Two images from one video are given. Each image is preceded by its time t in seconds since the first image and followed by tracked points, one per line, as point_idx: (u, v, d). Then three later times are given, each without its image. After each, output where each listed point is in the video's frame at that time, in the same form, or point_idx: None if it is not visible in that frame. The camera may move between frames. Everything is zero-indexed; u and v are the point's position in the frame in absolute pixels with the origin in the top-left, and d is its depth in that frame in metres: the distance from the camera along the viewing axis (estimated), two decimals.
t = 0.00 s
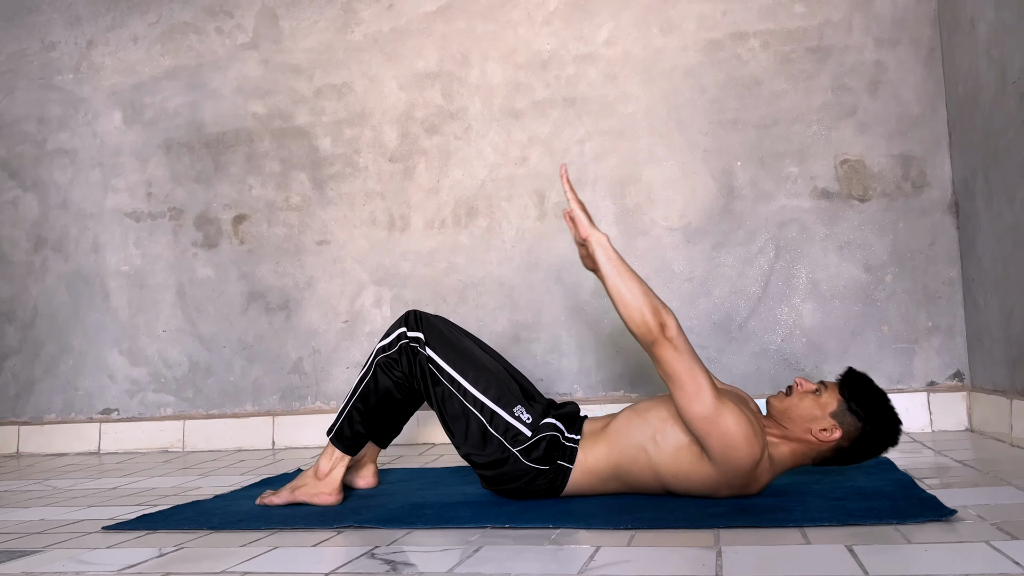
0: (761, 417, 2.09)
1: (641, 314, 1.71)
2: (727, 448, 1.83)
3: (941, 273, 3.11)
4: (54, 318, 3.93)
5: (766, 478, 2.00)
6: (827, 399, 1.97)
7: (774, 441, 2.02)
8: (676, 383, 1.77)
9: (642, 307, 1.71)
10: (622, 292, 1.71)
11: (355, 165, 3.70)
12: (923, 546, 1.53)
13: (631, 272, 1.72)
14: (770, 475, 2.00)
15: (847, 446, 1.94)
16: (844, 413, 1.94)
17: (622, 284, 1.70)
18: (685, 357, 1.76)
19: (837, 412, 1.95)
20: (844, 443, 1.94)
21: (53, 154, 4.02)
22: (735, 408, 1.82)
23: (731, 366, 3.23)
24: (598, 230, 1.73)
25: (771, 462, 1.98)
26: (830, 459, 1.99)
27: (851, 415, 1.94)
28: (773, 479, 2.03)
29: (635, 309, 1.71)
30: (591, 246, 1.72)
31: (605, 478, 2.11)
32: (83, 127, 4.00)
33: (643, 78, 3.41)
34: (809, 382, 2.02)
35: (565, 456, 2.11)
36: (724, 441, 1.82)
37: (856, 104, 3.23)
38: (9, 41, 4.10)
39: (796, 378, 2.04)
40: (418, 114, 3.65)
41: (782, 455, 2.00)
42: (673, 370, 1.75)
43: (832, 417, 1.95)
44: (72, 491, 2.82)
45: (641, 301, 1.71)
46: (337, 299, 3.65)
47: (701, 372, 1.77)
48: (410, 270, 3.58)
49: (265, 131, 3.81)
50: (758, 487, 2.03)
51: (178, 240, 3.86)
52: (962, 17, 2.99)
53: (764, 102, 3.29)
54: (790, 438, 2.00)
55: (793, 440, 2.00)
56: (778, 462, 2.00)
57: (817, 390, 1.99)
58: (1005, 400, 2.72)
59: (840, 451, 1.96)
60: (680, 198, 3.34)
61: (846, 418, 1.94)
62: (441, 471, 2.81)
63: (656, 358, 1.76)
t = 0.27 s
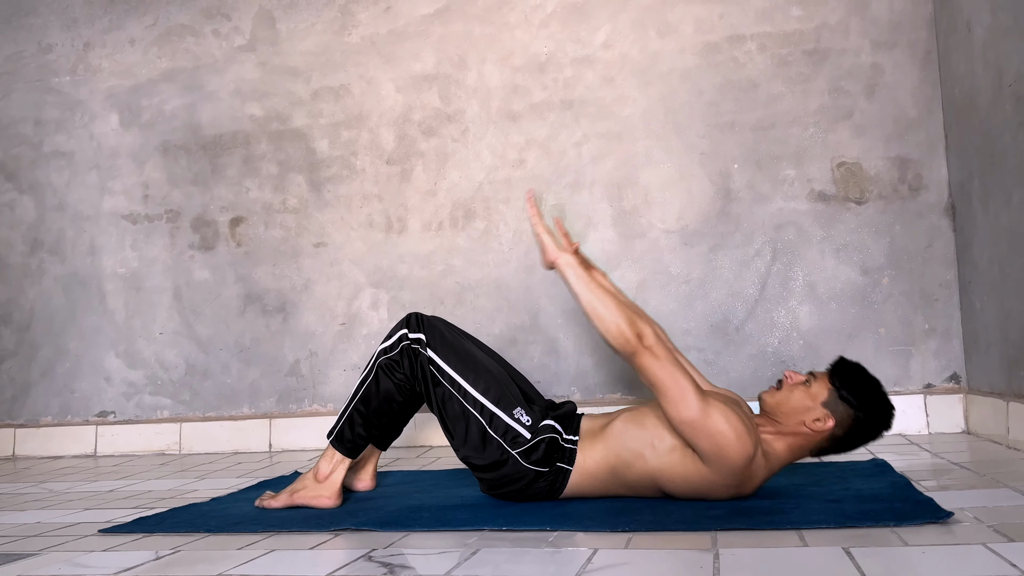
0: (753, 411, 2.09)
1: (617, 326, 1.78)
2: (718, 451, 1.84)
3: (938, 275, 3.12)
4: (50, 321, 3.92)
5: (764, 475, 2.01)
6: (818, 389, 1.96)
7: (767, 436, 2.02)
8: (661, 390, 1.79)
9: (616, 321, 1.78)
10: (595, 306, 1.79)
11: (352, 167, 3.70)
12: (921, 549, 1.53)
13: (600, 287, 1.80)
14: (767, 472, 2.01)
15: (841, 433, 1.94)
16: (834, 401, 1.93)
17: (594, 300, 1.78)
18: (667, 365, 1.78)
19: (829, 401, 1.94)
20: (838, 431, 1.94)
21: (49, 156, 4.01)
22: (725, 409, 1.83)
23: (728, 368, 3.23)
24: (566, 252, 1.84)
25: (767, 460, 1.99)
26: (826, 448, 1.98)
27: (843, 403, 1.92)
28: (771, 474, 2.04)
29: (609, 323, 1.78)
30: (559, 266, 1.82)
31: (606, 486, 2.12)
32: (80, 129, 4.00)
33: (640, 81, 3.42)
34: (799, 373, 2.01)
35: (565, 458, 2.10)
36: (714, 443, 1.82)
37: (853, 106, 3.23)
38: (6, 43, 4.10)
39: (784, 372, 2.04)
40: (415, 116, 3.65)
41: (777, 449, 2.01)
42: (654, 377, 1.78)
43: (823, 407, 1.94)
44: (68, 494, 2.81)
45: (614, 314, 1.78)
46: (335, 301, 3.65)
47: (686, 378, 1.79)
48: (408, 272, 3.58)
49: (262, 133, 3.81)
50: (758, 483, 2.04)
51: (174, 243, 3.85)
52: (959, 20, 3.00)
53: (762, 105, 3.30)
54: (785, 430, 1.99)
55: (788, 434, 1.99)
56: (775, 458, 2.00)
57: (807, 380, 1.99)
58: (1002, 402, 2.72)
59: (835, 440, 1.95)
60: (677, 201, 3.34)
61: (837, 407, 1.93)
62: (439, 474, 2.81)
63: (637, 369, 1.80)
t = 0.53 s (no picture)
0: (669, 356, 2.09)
1: (513, 328, 1.89)
2: (654, 394, 1.86)
3: (934, 277, 3.12)
4: (46, 322, 3.91)
5: (716, 395, 1.97)
6: (683, 294, 2.01)
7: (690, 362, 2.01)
8: (579, 366, 1.84)
9: (510, 323, 1.89)
10: (486, 317, 1.91)
11: (349, 168, 3.69)
12: (917, 550, 1.53)
13: (483, 301, 1.94)
14: (717, 391, 1.97)
15: (728, 313, 1.98)
16: (706, 294, 1.98)
17: (482, 315, 1.92)
18: (571, 342, 1.86)
19: (696, 296, 2.00)
20: (723, 314, 1.98)
21: (46, 158, 4.00)
22: (638, 354, 1.87)
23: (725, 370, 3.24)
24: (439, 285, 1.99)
25: (708, 379, 1.96)
26: (732, 333, 2.02)
27: (707, 289, 1.99)
28: (724, 395, 2.01)
29: (506, 327, 1.89)
30: (437, 301, 1.97)
31: (603, 481, 2.13)
32: (76, 131, 3.99)
33: (637, 82, 3.42)
34: (662, 296, 2.05)
35: (559, 458, 2.11)
36: (646, 392, 1.85)
37: (850, 108, 3.24)
38: (2, 44, 4.09)
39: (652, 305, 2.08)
40: (412, 118, 3.65)
41: (709, 365, 1.98)
42: (566, 355, 1.85)
43: (697, 303, 1.98)
44: (64, 496, 2.80)
45: (505, 318, 1.90)
46: (331, 302, 3.64)
47: (594, 343, 1.85)
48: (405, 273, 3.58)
49: (259, 134, 3.80)
50: (721, 410, 2.00)
51: (171, 244, 3.85)
52: (955, 23, 3.00)
53: (758, 107, 3.31)
54: (698, 347, 1.98)
55: (703, 347, 1.98)
56: (713, 374, 1.98)
57: (670, 296, 2.03)
58: (998, 404, 2.73)
59: (727, 322, 1.99)
60: (674, 202, 3.34)
61: (708, 296, 1.98)
62: (436, 475, 2.81)
63: (551, 357, 1.88)
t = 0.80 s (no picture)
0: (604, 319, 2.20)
1: (448, 320, 1.98)
2: (598, 348, 1.91)
3: (931, 278, 3.13)
4: (43, 323, 3.90)
5: (655, 332, 2.04)
6: (588, 259, 2.13)
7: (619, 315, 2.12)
8: (518, 342, 1.91)
9: (443, 317, 1.99)
10: (419, 317, 2.01)
11: (346, 169, 3.69)
12: (914, 551, 1.53)
13: (412, 303, 2.04)
14: (655, 330, 2.05)
15: (635, 261, 2.12)
16: (607, 250, 2.11)
17: (415, 316, 2.02)
18: (504, 320, 1.94)
19: (600, 257, 2.12)
20: (632, 261, 2.12)
21: (42, 158, 4.00)
22: (569, 318, 1.94)
23: (723, 370, 3.24)
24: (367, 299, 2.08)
25: (643, 321, 2.05)
26: (645, 275, 2.15)
27: (608, 246, 2.11)
28: (662, 332, 2.09)
29: (440, 322, 1.99)
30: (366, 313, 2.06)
31: (593, 461, 2.12)
32: (73, 131, 3.98)
33: (635, 83, 3.42)
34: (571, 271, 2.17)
35: (545, 454, 2.11)
36: (588, 349, 1.90)
37: (847, 110, 3.24)
38: None
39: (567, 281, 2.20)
40: (410, 118, 3.65)
41: (638, 311, 2.09)
42: (503, 334, 1.92)
43: (603, 262, 2.11)
44: (60, 498, 2.79)
45: (435, 314, 2.00)
46: (329, 303, 3.64)
47: (527, 317, 1.93)
48: (402, 274, 3.58)
49: (256, 135, 3.80)
50: (666, 347, 2.06)
51: (168, 245, 3.84)
52: (952, 24, 3.01)
53: (756, 108, 3.31)
54: (621, 300, 2.10)
55: (626, 299, 2.10)
56: (646, 317, 2.07)
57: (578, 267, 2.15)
58: (995, 404, 2.73)
59: (637, 268, 2.13)
60: (671, 203, 3.35)
61: (611, 252, 2.11)
62: (433, 476, 2.81)
63: (490, 340, 1.95)
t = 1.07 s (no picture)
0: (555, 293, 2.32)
1: (393, 339, 2.01)
2: (544, 327, 2.00)
3: (928, 278, 3.13)
4: (40, 323, 3.89)
5: (597, 299, 2.16)
6: (541, 225, 2.29)
7: (567, 283, 2.26)
8: (468, 340, 2.00)
9: (387, 338, 2.02)
10: (365, 343, 2.01)
11: (344, 169, 3.69)
12: (911, 551, 1.53)
13: (355, 331, 2.03)
14: (595, 297, 2.16)
15: (585, 227, 2.26)
16: (558, 217, 2.26)
17: (360, 343, 2.01)
18: (447, 324, 2.01)
19: (553, 222, 2.27)
20: (582, 228, 2.25)
21: (39, 159, 3.99)
22: (510, 307, 2.03)
23: (720, 370, 3.24)
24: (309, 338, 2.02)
25: (582, 292, 2.17)
26: (595, 239, 2.28)
27: (561, 212, 2.27)
28: (604, 298, 2.20)
29: (386, 343, 2.01)
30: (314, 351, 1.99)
31: (573, 441, 2.15)
32: (70, 131, 3.97)
33: (632, 84, 3.42)
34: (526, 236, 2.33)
35: (530, 447, 2.11)
36: (534, 330, 1.99)
37: (844, 110, 3.25)
38: None
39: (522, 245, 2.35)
40: (407, 118, 3.65)
41: (580, 279, 2.24)
42: (453, 336, 2.00)
43: (554, 228, 2.26)
44: (56, 498, 2.78)
45: (379, 335, 2.02)
46: (326, 304, 3.64)
47: (469, 317, 2.01)
48: (400, 274, 3.58)
49: (254, 135, 3.80)
50: (610, 311, 2.17)
51: (165, 245, 3.83)
52: (949, 24, 3.01)
53: (753, 109, 3.31)
54: (568, 266, 2.25)
55: (573, 266, 2.25)
56: (585, 285, 2.21)
57: (533, 231, 2.31)
58: (992, 405, 2.74)
59: (586, 234, 2.26)
60: (668, 204, 3.35)
61: (563, 217, 2.26)
62: (430, 476, 2.80)
63: (439, 348, 2.01)
